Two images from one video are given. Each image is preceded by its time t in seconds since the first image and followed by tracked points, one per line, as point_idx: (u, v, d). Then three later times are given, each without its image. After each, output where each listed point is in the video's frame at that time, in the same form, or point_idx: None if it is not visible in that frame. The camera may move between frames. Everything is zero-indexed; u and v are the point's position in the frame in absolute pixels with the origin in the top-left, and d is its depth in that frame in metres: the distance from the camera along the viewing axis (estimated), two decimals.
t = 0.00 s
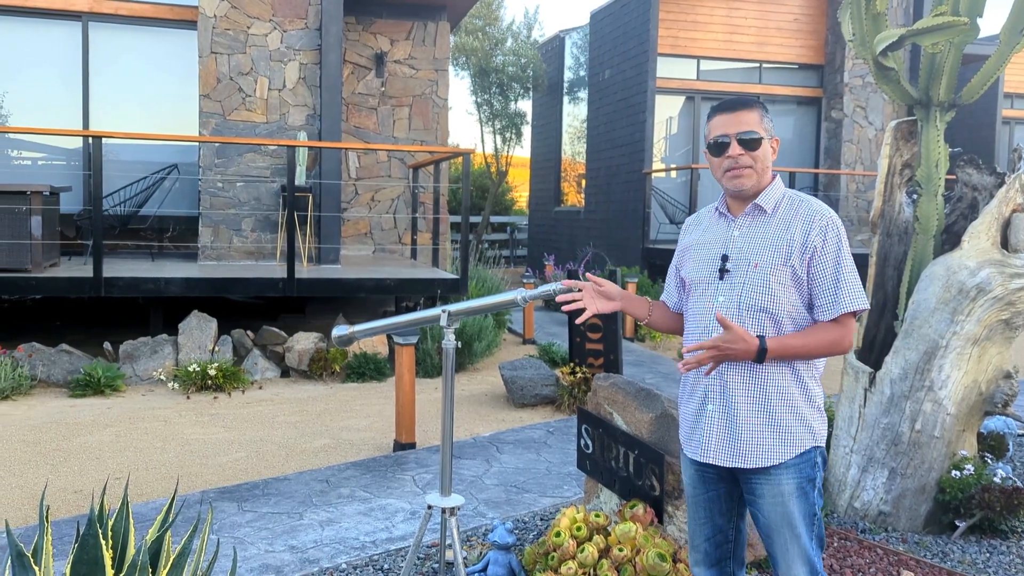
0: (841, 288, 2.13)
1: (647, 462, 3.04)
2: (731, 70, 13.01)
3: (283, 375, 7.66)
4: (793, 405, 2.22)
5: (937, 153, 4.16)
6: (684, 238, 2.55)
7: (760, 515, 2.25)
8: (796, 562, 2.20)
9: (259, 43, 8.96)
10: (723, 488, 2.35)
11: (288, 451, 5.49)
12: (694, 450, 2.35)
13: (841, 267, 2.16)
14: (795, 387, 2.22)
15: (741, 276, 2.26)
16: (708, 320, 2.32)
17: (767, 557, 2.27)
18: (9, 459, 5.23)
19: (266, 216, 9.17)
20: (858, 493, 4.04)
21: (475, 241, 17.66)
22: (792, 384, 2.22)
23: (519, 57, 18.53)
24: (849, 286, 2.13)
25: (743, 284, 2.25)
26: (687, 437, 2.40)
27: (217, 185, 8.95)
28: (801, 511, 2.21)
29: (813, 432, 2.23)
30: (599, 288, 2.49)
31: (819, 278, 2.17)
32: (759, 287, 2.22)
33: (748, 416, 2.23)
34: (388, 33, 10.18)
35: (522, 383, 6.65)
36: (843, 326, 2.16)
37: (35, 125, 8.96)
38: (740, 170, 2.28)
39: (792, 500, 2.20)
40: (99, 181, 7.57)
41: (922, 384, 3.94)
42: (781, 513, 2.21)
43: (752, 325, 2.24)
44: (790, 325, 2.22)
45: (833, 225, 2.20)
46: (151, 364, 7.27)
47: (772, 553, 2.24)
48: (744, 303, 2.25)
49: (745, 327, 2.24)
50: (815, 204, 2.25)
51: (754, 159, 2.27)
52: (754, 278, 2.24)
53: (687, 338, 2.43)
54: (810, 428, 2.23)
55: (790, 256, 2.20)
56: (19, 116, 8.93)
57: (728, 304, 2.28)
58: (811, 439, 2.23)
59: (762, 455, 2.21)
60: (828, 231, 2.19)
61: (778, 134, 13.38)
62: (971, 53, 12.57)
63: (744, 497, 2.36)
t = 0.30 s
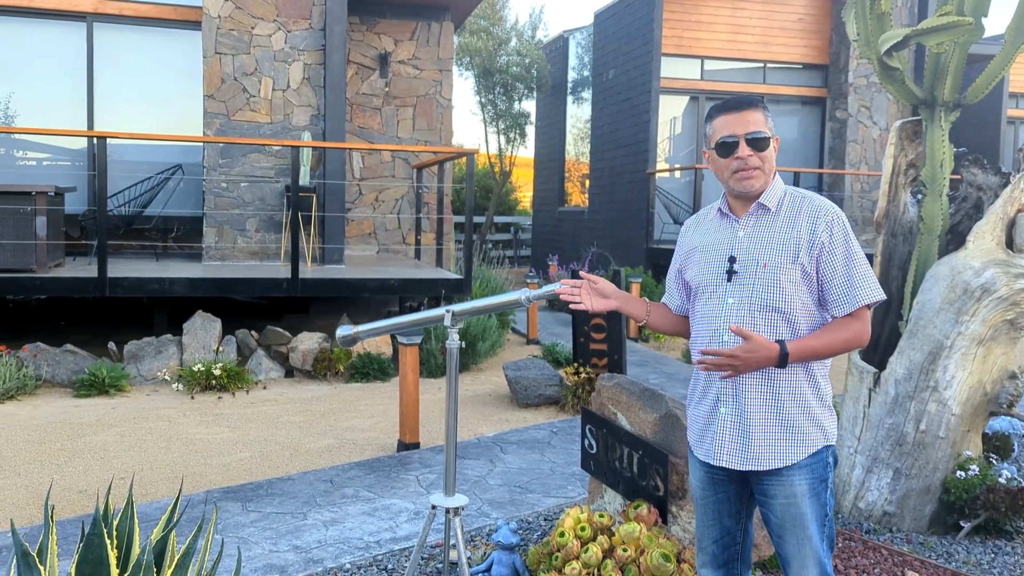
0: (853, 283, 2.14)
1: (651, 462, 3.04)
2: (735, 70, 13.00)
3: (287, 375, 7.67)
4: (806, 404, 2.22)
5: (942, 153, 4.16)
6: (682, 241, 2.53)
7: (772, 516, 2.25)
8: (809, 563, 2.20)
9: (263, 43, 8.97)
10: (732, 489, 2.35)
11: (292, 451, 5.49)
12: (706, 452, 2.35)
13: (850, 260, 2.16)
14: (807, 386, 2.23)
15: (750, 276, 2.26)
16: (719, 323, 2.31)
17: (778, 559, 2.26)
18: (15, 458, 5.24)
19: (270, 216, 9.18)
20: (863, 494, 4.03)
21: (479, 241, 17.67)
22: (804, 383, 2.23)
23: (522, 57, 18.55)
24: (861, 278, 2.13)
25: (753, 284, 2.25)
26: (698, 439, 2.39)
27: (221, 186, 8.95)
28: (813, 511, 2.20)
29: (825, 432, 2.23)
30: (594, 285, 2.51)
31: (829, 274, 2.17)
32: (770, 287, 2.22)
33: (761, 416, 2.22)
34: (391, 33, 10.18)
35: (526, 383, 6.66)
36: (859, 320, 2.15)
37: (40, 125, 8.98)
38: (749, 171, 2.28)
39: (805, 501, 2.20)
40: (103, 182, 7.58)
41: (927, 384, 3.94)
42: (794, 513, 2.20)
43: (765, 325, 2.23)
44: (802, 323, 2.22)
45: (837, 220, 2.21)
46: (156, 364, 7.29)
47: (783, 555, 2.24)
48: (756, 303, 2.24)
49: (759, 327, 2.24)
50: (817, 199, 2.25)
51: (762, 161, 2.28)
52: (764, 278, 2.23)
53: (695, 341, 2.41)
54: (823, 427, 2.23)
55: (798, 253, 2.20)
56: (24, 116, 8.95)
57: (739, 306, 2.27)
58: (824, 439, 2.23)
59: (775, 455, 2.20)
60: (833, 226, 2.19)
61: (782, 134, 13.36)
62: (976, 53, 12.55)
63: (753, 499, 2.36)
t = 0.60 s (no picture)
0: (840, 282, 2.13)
1: (653, 462, 3.05)
2: (737, 70, 12.99)
3: (289, 375, 7.67)
4: (808, 402, 2.22)
5: (943, 152, 4.17)
6: (677, 246, 2.54)
7: (777, 514, 2.25)
8: (815, 562, 2.20)
9: (265, 43, 8.98)
10: (737, 488, 2.35)
11: (294, 451, 5.50)
12: (710, 452, 2.35)
13: (836, 259, 2.16)
14: (807, 384, 2.23)
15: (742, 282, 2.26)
16: (715, 330, 2.32)
17: (784, 557, 2.26)
18: (18, 458, 5.25)
19: (272, 216, 9.20)
20: (865, 493, 4.03)
21: (481, 241, 17.68)
22: (805, 382, 2.23)
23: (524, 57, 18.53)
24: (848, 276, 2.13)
25: (745, 289, 2.26)
26: (703, 439, 2.40)
27: (223, 185, 8.96)
28: (819, 510, 2.20)
29: (828, 429, 2.24)
30: (597, 293, 2.50)
31: (816, 274, 2.17)
32: (762, 291, 2.23)
33: (763, 415, 2.22)
34: (394, 33, 10.19)
35: (528, 383, 6.65)
36: (837, 321, 2.14)
37: (42, 125, 9.00)
38: (738, 179, 2.27)
39: (810, 499, 2.20)
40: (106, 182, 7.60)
41: (928, 384, 3.93)
42: (798, 511, 2.20)
43: (760, 330, 2.24)
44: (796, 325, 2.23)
45: (822, 218, 2.20)
46: (158, 363, 7.30)
47: (790, 554, 2.24)
48: (749, 308, 2.25)
49: (752, 332, 2.24)
50: (803, 197, 2.25)
51: (750, 167, 2.27)
52: (755, 282, 2.24)
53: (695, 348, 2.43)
54: (826, 424, 2.23)
55: (786, 255, 2.20)
56: (27, 117, 8.97)
57: (732, 312, 2.28)
58: (828, 436, 2.23)
59: (778, 453, 2.21)
60: (819, 225, 2.19)
61: (784, 134, 13.36)
62: (978, 53, 12.54)
63: (758, 497, 2.36)
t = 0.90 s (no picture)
0: (832, 281, 2.13)
1: (652, 462, 3.06)
2: (737, 71, 13.00)
3: (289, 376, 7.68)
4: (808, 402, 2.23)
5: (943, 153, 4.18)
6: (669, 255, 2.55)
7: (779, 513, 2.26)
8: (816, 562, 2.20)
9: (266, 44, 8.99)
10: (738, 486, 2.35)
11: (294, 451, 5.50)
12: (712, 453, 2.36)
13: (824, 258, 2.16)
14: (806, 384, 2.23)
15: (733, 289, 2.27)
16: (712, 339, 2.33)
17: (785, 557, 2.27)
18: (18, 458, 5.26)
19: (272, 216, 9.20)
20: (864, 494, 4.04)
21: (481, 241, 17.68)
22: (804, 382, 2.23)
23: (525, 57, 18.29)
24: (838, 274, 2.13)
25: (737, 296, 2.26)
26: (703, 441, 2.40)
27: (223, 186, 8.97)
28: (820, 509, 2.21)
29: (829, 427, 2.24)
30: (589, 323, 2.51)
31: (806, 275, 2.17)
32: (754, 297, 2.23)
33: (764, 417, 2.22)
34: (394, 34, 10.20)
35: (527, 383, 6.66)
36: (839, 318, 2.14)
37: (43, 126, 9.01)
38: (711, 187, 2.28)
39: (811, 498, 2.21)
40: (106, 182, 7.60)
41: (928, 384, 3.94)
42: (800, 510, 2.21)
43: (756, 337, 2.24)
44: (791, 327, 2.23)
45: (806, 218, 2.20)
46: (158, 364, 7.30)
47: (790, 555, 2.24)
48: (743, 316, 2.25)
49: (748, 339, 2.25)
50: (787, 197, 2.25)
51: (723, 174, 2.28)
52: (747, 289, 2.24)
53: (694, 357, 2.44)
54: (826, 422, 2.24)
55: (775, 259, 2.21)
56: (27, 117, 8.98)
57: (727, 320, 2.29)
58: (828, 434, 2.24)
59: (780, 453, 2.21)
60: (804, 225, 2.19)
61: (784, 134, 13.36)
62: (978, 53, 12.54)
63: (759, 496, 2.37)
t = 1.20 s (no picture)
0: (832, 284, 2.14)
1: (653, 463, 3.06)
2: (737, 72, 13.01)
3: (290, 376, 7.68)
4: (804, 405, 2.23)
5: (943, 154, 4.19)
6: (668, 255, 2.55)
7: (776, 514, 2.26)
8: (813, 562, 2.21)
9: (266, 45, 8.99)
10: (737, 487, 2.36)
11: (295, 452, 5.51)
12: (709, 455, 2.36)
13: (824, 260, 2.17)
14: (803, 387, 2.24)
15: (732, 290, 2.28)
16: (709, 338, 2.33)
17: (782, 559, 2.27)
18: (19, 459, 5.27)
19: (273, 218, 9.21)
20: (864, 495, 4.04)
21: (481, 242, 17.69)
22: (801, 385, 2.24)
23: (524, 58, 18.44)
24: (838, 277, 2.15)
25: (736, 297, 2.27)
26: (700, 442, 2.40)
27: (224, 187, 8.98)
28: (817, 510, 2.21)
29: (826, 428, 2.25)
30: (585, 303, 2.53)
31: (805, 277, 2.18)
32: (752, 298, 2.24)
33: (761, 418, 2.23)
34: (394, 35, 10.21)
35: (528, 385, 6.66)
36: (836, 321, 2.17)
37: (44, 127, 9.02)
38: (715, 188, 2.28)
39: (809, 500, 2.21)
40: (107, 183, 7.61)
41: (928, 385, 3.94)
42: (797, 511, 2.22)
43: (755, 338, 2.25)
44: (789, 329, 2.24)
45: (807, 220, 2.20)
46: (159, 364, 7.31)
47: (787, 555, 2.25)
48: (742, 316, 2.26)
49: (745, 339, 2.26)
50: (787, 200, 2.26)
51: (727, 175, 2.28)
52: (746, 289, 2.25)
53: (691, 357, 2.44)
54: (822, 424, 2.25)
55: (774, 261, 2.21)
56: (28, 119, 8.99)
57: (724, 320, 2.29)
58: (825, 436, 2.24)
59: (777, 454, 2.22)
60: (804, 228, 2.20)
61: (784, 135, 13.36)
62: (978, 54, 12.54)
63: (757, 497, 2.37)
